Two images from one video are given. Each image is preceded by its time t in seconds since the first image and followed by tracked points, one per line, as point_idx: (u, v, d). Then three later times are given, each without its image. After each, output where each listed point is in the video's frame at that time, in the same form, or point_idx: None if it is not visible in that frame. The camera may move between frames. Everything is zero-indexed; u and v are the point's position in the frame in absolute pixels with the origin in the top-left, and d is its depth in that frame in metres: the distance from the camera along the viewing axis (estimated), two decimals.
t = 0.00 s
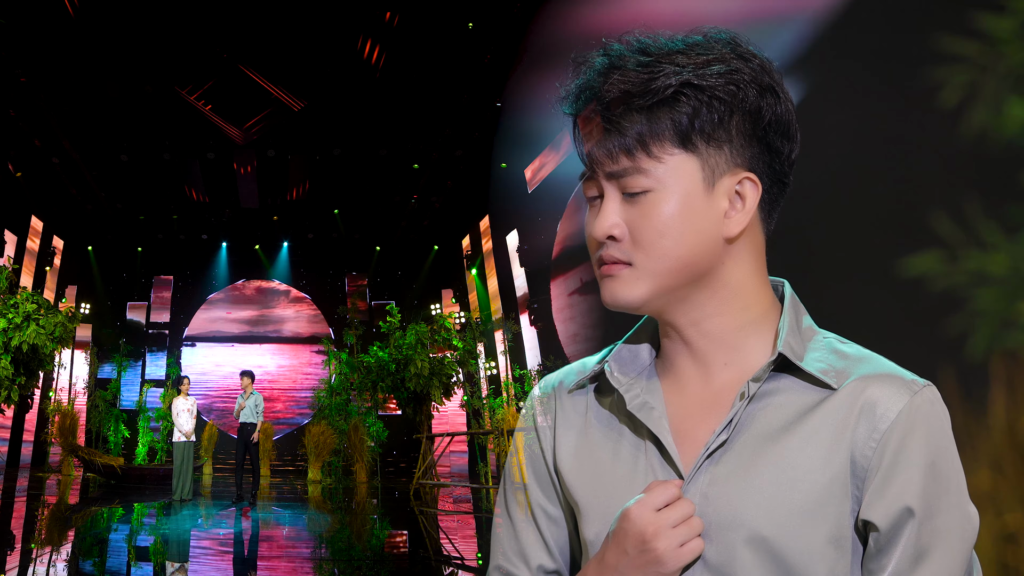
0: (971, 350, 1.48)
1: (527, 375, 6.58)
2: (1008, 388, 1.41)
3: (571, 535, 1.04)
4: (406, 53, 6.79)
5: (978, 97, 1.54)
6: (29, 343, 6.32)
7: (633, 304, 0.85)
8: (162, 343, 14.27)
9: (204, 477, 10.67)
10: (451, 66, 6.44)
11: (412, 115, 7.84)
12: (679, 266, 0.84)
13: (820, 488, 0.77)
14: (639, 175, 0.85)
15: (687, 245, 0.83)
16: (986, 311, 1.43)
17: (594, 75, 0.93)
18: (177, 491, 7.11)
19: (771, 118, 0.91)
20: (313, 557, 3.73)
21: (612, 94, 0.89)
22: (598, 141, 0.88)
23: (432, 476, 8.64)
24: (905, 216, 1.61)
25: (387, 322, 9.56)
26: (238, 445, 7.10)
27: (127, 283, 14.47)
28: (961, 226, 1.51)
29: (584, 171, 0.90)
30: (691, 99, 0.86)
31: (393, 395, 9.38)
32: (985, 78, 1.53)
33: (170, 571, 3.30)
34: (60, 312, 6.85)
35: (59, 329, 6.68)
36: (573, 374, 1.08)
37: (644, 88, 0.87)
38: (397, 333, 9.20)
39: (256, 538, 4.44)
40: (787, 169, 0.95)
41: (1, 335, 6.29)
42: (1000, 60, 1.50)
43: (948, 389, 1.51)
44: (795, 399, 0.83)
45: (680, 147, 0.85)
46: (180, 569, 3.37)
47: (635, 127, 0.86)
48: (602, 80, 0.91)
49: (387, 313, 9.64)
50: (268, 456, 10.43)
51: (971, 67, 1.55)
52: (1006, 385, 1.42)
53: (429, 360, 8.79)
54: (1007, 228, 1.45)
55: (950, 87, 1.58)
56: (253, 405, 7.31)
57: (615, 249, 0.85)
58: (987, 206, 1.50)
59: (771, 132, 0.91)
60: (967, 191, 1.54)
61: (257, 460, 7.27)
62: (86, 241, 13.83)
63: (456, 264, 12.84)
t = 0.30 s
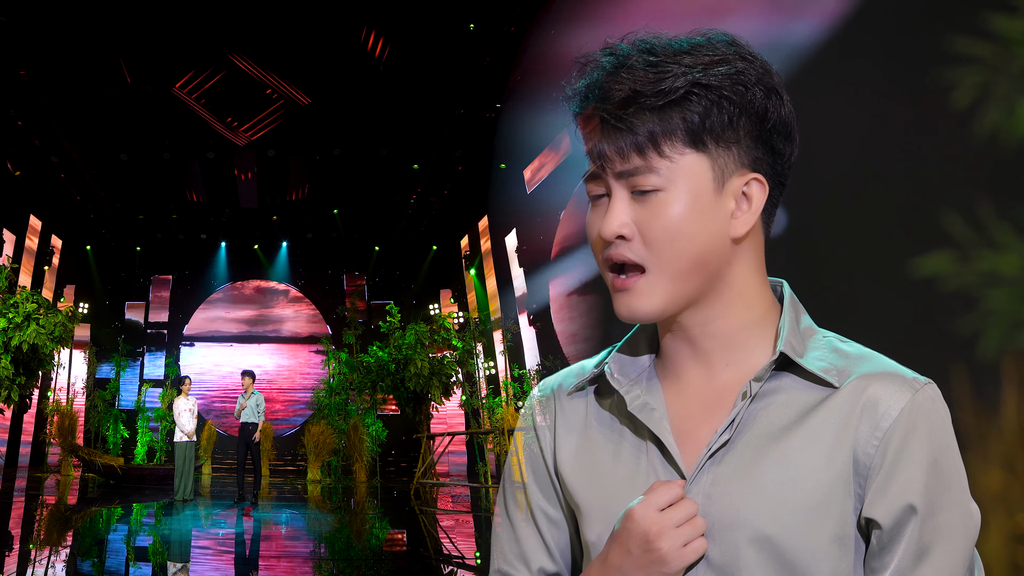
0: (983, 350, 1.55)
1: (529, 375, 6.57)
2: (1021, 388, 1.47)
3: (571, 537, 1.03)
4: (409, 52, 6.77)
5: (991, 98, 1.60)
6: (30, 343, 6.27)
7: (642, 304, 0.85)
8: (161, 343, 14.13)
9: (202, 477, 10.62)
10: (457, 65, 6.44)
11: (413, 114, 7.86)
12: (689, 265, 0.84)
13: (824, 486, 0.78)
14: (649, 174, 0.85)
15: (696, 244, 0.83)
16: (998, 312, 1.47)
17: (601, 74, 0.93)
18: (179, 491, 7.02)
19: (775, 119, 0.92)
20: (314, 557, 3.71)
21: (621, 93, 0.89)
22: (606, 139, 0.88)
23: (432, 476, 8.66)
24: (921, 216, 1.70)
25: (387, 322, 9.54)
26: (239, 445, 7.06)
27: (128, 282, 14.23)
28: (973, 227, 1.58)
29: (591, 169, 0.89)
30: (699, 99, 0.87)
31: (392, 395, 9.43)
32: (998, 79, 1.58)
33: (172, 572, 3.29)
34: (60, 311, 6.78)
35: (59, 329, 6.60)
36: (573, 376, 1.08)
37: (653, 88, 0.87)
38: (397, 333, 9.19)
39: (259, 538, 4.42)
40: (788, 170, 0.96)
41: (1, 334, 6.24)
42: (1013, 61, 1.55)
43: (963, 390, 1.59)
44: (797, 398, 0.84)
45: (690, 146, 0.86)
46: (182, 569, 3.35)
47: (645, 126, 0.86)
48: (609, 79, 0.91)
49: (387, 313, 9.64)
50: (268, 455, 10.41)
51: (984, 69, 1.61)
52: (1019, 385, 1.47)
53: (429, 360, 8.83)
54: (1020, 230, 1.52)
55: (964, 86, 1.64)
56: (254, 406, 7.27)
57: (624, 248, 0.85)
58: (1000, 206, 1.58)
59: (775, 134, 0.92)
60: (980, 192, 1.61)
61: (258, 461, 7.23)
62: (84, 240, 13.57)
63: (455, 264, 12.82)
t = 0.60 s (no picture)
0: (991, 351, 1.57)
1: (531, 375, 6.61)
2: None
3: (570, 541, 1.03)
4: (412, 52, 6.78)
5: (1000, 97, 1.64)
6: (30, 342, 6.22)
7: (646, 296, 0.85)
8: (161, 343, 14.11)
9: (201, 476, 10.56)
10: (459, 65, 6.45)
11: (411, 115, 7.90)
12: (695, 260, 0.84)
13: (825, 482, 0.79)
14: (657, 168, 0.86)
15: (702, 240, 0.84)
16: (1007, 311, 1.53)
17: (608, 68, 0.92)
18: (179, 491, 6.95)
19: (776, 120, 0.94)
20: (313, 557, 3.69)
21: (629, 86, 0.89)
22: (617, 132, 0.88)
23: (432, 476, 8.65)
24: (925, 218, 1.71)
25: (387, 322, 9.54)
26: (239, 445, 7.05)
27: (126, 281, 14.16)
28: (980, 226, 1.61)
29: (598, 163, 0.90)
30: (708, 94, 0.88)
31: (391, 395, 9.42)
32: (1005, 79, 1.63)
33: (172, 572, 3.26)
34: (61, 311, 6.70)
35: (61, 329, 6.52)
36: (569, 378, 1.08)
37: (663, 82, 0.88)
38: (397, 333, 9.19)
39: (259, 538, 4.40)
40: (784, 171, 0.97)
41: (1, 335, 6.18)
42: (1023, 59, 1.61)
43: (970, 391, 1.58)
44: (795, 395, 0.85)
45: (699, 142, 0.86)
46: (183, 570, 3.33)
47: (655, 120, 0.86)
48: (616, 72, 0.91)
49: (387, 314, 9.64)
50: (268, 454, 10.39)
51: (992, 68, 1.65)
52: None
53: (429, 359, 8.82)
54: None
55: (970, 86, 1.67)
56: (255, 406, 7.23)
57: (630, 243, 0.85)
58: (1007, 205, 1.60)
59: (776, 134, 0.94)
60: (987, 193, 1.63)
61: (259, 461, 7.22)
62: (82, 241, 13.65)
63: (453, 264, 12.82)
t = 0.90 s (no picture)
0: (1005, 349, 1.65)
1: (532, 375, 6.63)
2: None
3: (575, 544, 1.04)
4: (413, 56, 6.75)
5: (1011, 96, 1.72)
6: (32, 343, 6.16)
7: (655, 290, 0.85)
8: (160, 342, 13.93)
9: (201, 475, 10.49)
10: (463, 66, 6.47)
11: (409, 116, 7.91)
12: (706, 257, 0.85)
13: (832, 479, 0.80)
14: (671, 163, 0.86)
15: (714, 236, 0.85)
16: (1019, 309, 1.65)
17: (621, 61, 0.93)
18: (180, 492, 6.91)
19: (782, 123, 0.95)
20: (313, 557, 3.66)
21: (643, 81, 0.90)
22: (633, 124, 0.88)
23: (431, 476, 8.63)
24: (937, 217, 1.76)
25: (385, 322, 9.51)
26: (241, 445, 7.03)
27: (124, 280, 14.02)
28: (994, 224, 1.70)
29: (609, 157, 0.90)
30: (722, 92, 0.89)
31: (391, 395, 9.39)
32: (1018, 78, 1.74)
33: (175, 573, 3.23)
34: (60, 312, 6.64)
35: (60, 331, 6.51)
36: (571, 381, 1.09)
37: (679, 77, 0.89)
38: (397, 333, 9.17)
39: (262, 538, 4.37)
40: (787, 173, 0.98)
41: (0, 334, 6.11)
42: None
43: (984, 390, 1.66)
44: (799, 393, 0.87)
45: (714, 139, 0.87)
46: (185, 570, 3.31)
47: (671, 115, 0.87)
48: (630, 65, 0.91)
49: (386, 313, 9.63)
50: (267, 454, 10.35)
51: (1003, 66, 1.74)
52: None
53: (429, 359, 8.82)
54: None
55: (983, 85, 1.74)
56: (257, 405, 7.16)
57: (642, 236, 0.85)
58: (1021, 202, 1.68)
59: (782, 135, 0.95)
60: (1000, 191, 1.69)
61: (260, 462, 7.19)
62: (79, 240, 13.60)
63: (451, 265, 12.85)
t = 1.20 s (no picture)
0: (1012, 347, 1.71)
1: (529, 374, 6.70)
2: None
3: (570, 545, 1.04)
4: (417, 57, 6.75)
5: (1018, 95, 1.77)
6: (32, 344, 6.11)
7: (660, 286, 0.86)
8: (158, 342, 13.99)
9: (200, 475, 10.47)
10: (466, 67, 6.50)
11: (405, 116, 7.92)
12: (709, 254, 0.85)
13: (833, 475, 0.81)
14: (676, 159, 0.87)
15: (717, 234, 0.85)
16: None
17: (628, 56, 0.94)
18: (183, 492, 6.87)
19: (783, 123, 0.97)
20: (313, 557, 3.65)
21: (650, 76, 0.91)
22: (641, 119, 0.89)
23: (431, 476, 8.64)
24: (944, 214, 1.83)
25: (384, 322, 9.51)
26: (243, 445, 7.01)
27: (121, 280, 14.00)
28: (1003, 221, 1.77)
29: (615, 151, 0.90)
30: (728, 89, 0.90)
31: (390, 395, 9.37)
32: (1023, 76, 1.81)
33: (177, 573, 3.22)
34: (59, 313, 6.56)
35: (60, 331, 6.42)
36: (565, 383, 1.09)
37: (685, 74, 0.90)
38: (396, 334, 9.18)
39: (262, 537, 4.36)
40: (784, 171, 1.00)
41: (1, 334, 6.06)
42: None
43: (991, 387, 1.72)
44: (797, 391, 0.88)
45: (720, 136, 0.88)
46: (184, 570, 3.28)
47: (679, 111, 0.88)
48: (638, 60, 0.92)
49: (385, 313, 9.62)
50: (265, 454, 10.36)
51: (1011, 65, 1.80)
52: None
53: (428, 360, 8.87)
54: None
55: (991, 83, 1.80)
56: (258, 406, 7.11)
57: (647, 231, 0.85)
58: None
59: (782, 136, 0.97)
60: (1007, 189, 1.76)
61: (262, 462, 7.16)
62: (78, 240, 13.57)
63: (450, 266, 12.88)
